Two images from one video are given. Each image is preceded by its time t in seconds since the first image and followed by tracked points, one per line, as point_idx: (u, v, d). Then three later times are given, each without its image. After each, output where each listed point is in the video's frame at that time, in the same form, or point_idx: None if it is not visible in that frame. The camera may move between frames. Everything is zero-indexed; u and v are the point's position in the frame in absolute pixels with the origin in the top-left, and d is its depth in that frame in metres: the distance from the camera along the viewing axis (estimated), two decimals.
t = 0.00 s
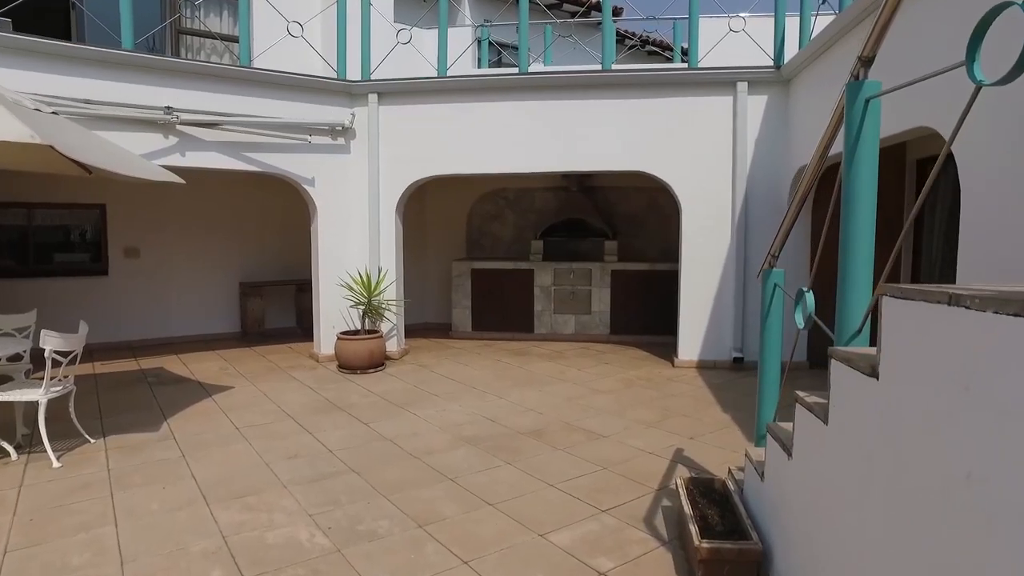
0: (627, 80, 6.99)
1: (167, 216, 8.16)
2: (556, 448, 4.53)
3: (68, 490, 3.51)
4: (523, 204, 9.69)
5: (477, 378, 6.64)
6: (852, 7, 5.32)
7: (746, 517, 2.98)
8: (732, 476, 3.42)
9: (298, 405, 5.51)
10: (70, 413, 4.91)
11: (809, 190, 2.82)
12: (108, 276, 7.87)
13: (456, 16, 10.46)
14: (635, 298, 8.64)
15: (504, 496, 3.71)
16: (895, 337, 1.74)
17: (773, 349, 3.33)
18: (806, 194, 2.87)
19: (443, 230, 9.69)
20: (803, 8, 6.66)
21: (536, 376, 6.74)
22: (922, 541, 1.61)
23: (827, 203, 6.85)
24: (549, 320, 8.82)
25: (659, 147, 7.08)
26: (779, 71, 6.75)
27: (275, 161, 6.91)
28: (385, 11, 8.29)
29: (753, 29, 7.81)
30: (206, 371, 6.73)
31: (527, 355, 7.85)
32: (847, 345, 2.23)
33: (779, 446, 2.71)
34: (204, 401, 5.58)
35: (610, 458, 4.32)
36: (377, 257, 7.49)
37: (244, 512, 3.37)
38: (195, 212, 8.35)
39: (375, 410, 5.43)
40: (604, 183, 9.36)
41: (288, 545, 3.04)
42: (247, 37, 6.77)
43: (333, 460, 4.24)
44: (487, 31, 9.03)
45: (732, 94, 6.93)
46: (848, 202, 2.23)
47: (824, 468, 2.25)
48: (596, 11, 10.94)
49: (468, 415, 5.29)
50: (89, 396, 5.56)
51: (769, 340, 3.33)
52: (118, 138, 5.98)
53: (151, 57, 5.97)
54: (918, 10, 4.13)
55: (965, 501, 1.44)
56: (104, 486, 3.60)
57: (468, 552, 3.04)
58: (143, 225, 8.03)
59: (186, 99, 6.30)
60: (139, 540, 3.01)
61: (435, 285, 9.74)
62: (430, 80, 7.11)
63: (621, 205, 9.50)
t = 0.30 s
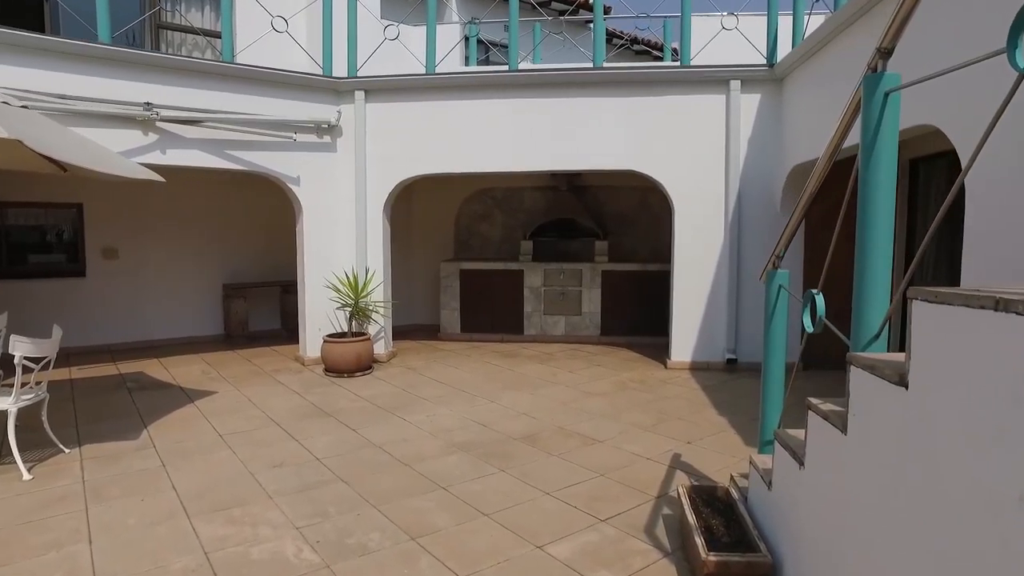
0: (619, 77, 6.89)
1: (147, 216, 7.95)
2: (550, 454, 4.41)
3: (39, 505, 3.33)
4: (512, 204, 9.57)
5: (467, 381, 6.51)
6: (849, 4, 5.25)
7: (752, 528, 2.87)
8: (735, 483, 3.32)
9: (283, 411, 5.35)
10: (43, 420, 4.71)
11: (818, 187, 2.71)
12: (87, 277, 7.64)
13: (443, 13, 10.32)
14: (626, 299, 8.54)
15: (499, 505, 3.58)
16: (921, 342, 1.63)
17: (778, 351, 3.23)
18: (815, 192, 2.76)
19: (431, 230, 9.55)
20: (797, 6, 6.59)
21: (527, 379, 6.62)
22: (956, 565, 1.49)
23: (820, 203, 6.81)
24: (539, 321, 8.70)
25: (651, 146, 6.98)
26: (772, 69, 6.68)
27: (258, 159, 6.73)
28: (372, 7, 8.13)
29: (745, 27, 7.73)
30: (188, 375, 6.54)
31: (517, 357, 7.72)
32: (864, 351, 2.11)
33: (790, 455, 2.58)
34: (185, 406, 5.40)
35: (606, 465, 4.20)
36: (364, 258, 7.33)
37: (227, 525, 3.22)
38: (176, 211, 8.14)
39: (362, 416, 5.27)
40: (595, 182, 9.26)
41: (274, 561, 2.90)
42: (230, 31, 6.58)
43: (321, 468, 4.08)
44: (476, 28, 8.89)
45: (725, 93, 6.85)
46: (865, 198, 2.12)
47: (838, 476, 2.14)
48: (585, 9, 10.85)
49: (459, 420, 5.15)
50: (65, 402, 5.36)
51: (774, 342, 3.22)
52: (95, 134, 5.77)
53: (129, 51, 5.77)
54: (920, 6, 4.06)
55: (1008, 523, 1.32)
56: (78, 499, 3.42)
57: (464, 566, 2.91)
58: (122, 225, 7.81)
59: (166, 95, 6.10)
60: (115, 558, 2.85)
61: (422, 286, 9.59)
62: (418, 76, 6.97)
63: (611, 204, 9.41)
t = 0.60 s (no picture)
0: (610, 73, 6.75)
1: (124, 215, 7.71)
2: (544, 460, 4.27)
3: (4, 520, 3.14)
4: (500, 202, 9.41)
5: (456, 383, 6.35)
6: None
7: (760, 539, 2.74)
8: (739, 491, 3.20)
9: (266, 416, 5.16)
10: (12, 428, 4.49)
11: (831, 177, 2.58)
12: (61, 278, 7.39)
13: (430, 8, 10.14)
14: (616, 299, 8.43)
15: (493, 515, 3.42)
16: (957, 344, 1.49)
17: (783, 353, 3.09)
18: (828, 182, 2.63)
19: (417, 229, 9.38)
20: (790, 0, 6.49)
21: (517, 381, 6.47)
22: None
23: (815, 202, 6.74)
24: (528, 322, 8.55)
25: (643, 143, 6.86)
26: (765, 65, 6.58)
27: (240, 156, 6.52)
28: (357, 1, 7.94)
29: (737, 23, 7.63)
30: (167, 379, 6.33)
31: (507, 359, 7.57)
32: (885, 354, 1.99)
33: (802, 464, 2.44)
34: (163, 412, 5.20)
35: (602, 471, 4.07)
36: (349, 257, 7.14)
37: (205, 540, 3.04)
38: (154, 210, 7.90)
39: (348, 420, 5.09)
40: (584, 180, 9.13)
41: None
42: (210, 24, 6.37)
43: (305, 477, 3.91)
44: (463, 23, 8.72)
45: (718, 89, 6.74)
46: (886, 191, 1.98)
47: (856, 488, 2.00)
48: (573, 5, 10.72)
49: (448, 424, 4.99)
50: (36, 409, 5.13)
51: (779, 343, 3.09)
52: (68, 129, 5.54)
53: (104, 42, 5.55)
54: None
55: None
56: (46, 514, 3.22)
57: None
58: (98, 224, 7.57)
59: (143, 89, 5.88)
60: None
61: (409, 286, 9.41)
62: (405, 71, 6.79)
63: (601, 203, 9.28)
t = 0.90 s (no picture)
0: (604, 71, 6.63)
1: (104, 215, 7.50)
2: (537, 468, 4.12)
3: None
4: (490, 202, 9.26)
5: (445, 388, 6.19)
6: None
7: (766, 555, 2.60)
8: (742, 502, 3.06)
9: (248, 423, 4.98)
10: None
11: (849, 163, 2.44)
12: (38, 280, 7.17)
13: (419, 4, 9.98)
14: (609, 301, 8.30)
15: (486, 528, 3.27)
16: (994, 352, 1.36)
17: (789, 358, 2.96)
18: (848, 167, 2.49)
19: (406, 229, 9.21)
20: None
21: (508, 385, 6.33)
22: None
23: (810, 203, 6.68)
24: (519, 324, 8.40)
25: (636, 142, 6.73)
26: (760, 62, 6.48)
27: (222, 154, 6.33)
28: None
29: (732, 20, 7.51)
30: (147, 384, 6.13)
31: (498, 362, 7.42)
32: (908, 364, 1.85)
33: (817, 479, 2.26)
34: (141, 419, 5.01)
35: (599, 480, 3.93)
36: (336, 258, 6.96)
37: (181, 558, 2.87)
38: (136, 210, 7.70)
39: (334, 427, 4.92)
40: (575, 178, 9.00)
41: None
42: (192, 17, 6.18)
43: (288, 488, 3.74)
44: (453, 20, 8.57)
45: (713, 87, 6.62)
46: (909, 187, 1.84)
47: (875, 504, 1.86)
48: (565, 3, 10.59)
49: (438, 431, 4.84)
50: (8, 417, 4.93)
51: (785, 346, 2.96)
52: (42, 125, 5.32)
53: (80, 34, 5.34)
54: None
55: None
56: (10, 532, 3.04)
57: None
58: (77, 224, 7.35)
59: (121, 83, 5.68)
60: None
61: (397, 287, 9.24)
62: (394, 67, 6.62)
63: (592, 202, 9.16)
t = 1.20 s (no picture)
0: (598, 67, 6.47)
1: (83, 214, 7.27)
2: (533, 478, 3.96)
3: None
4: (482, 202, 9.09)
5: (436, 393, 6.01)
6: None
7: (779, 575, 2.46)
8: (750, 516, 2.92)
9: (231, 431, 4.79)
10: None
11: (876, 148, 2.27)
12: (13, 281, 6.93)
13: None
14: (602, 302, 8.16)
15: (480, 545, 3.11)
16: None
17: (800, 362, 2.82)
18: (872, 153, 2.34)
19: (396, 229, 9.03)
20: None
21: (501, 389, 6.16)
22: None
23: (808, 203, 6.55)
24: (511, 326, 8.23)
25: (631, 140, 6.57)
26: (757, 59, 6.35)
27: (205, 151, 6.12)
28: None
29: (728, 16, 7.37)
30: (126, 390, 5.91)
31: (490, 365, 7.25)
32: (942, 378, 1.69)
33: (837, 498, 2.09)
34: (119, 427, 4.80)
35: (597, 491, 3.76)
36: (323, 259, 6.77)
37: None
38: (116, 209, 7.47)
39: (321, 435, 4.74)
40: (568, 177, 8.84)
41: None
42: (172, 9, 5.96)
43: (271, 502, 3.55)
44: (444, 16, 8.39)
45: (709, 84, 6.49)
46: (944, 186, 1.68)
47: (907, 530, 1.71)
48: None
49: (428, 439, 4.66)
50: None
51: (795, 350, 2.82)
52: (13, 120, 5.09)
53: (54, 26, 5.12)
54: None
55: None
56: None
57: None
58: (55, 224, 7.11)
59: (98, 78, 5.46)
60: None
61: (386, 289, 9.05)
62: (383, 63, 6.44)
63: (584, 201, 9.00)
